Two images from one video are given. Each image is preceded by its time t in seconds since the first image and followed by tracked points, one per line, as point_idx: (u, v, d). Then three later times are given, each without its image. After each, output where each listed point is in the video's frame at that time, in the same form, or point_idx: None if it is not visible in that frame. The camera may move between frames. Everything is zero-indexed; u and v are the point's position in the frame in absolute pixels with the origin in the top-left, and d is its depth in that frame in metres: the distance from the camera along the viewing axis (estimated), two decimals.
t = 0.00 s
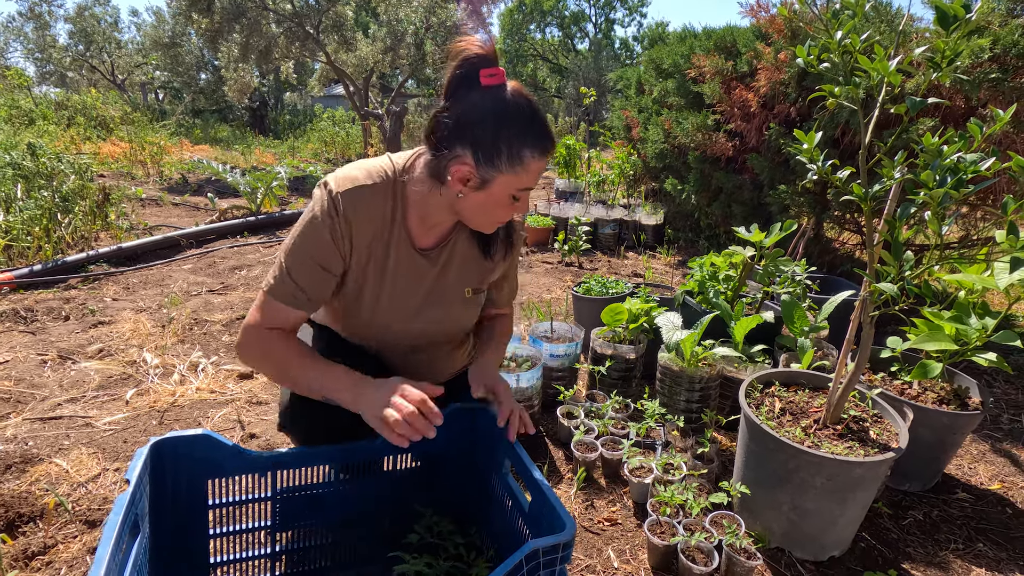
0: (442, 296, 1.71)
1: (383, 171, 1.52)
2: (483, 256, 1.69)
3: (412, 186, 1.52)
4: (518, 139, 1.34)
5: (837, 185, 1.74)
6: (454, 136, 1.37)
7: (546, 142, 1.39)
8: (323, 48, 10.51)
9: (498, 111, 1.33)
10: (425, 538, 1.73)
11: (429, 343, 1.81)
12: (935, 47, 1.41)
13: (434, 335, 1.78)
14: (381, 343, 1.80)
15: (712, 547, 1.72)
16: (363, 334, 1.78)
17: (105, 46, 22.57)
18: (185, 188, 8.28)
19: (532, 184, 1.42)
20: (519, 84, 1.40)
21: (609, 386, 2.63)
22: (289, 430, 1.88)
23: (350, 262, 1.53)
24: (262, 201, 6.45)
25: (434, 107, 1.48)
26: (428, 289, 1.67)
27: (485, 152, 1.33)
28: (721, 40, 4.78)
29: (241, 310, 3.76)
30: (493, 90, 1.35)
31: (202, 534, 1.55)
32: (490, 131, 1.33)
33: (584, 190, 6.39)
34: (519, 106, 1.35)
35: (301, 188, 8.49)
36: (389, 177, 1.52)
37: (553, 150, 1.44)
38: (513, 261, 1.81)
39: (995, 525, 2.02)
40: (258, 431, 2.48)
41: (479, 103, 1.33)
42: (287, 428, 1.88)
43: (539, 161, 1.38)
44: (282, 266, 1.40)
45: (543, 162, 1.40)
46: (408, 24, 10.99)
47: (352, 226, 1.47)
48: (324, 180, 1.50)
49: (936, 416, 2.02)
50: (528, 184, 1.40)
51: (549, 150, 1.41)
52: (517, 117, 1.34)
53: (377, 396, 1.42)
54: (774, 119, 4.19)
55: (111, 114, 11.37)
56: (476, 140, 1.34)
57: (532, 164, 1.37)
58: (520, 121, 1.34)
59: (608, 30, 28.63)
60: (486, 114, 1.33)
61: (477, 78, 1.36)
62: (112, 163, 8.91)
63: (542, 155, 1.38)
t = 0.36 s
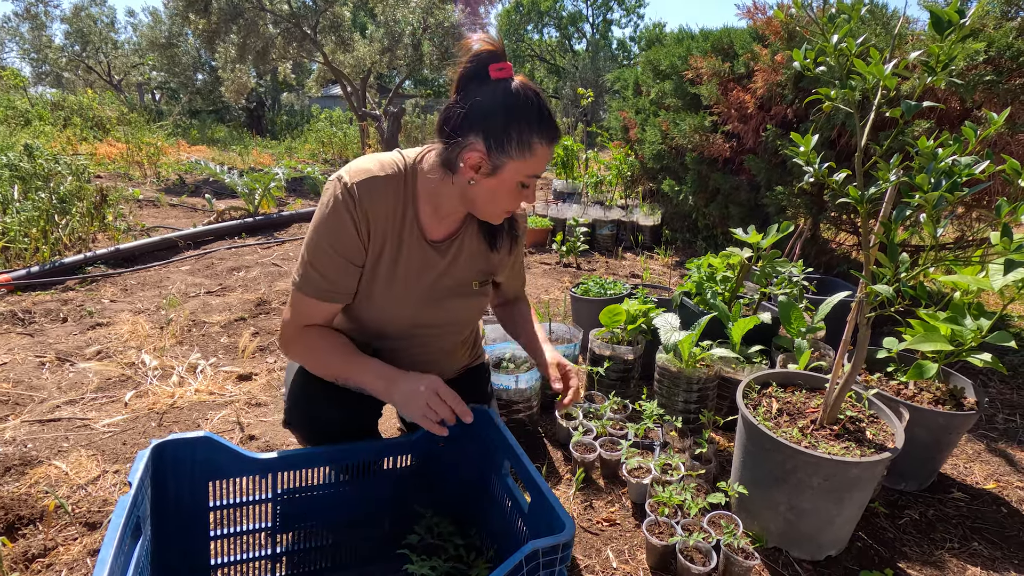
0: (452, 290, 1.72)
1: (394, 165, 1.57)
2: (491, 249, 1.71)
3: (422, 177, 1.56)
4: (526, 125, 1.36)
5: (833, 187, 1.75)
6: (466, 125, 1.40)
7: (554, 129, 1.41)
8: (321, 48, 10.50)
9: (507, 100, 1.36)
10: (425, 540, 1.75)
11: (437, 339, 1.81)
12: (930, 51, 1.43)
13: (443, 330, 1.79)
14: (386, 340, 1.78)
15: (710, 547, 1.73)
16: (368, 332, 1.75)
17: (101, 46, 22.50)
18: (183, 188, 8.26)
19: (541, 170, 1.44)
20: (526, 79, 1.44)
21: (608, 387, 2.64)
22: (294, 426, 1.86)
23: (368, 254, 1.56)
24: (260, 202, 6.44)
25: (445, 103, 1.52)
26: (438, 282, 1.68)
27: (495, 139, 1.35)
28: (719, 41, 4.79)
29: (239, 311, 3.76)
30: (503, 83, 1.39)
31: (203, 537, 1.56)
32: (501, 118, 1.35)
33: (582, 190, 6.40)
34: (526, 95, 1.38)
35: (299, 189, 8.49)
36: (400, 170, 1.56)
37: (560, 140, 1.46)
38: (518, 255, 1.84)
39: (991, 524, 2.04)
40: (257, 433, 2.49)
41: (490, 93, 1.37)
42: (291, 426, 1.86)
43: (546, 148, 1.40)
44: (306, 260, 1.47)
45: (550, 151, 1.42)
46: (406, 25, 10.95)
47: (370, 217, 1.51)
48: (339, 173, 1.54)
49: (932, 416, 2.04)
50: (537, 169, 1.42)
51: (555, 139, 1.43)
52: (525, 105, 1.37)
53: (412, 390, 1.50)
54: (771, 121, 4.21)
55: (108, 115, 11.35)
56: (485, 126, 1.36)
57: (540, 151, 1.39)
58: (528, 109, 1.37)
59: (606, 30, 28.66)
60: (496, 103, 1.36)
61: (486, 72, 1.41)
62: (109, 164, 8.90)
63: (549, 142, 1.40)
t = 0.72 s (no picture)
0: (457, 293, 1.72)
1: (409, 165, 1.58)
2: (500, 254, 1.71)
3: (435, 179, 1.57)
4: (542, 137, 1.36)
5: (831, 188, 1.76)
6: (483, 132, 1.40)
7: (569, 143, 1.41)
8: (319, 48, 10.49)
9: (526, 110, 1.36)
10: (424, 540, 1.75)
11: (440, 340, 1.81)
12: (926, 54, 1.43)
13: (447, 332, 1.80)
14: (390, 339, 1.79)
15: (708, 547, 1.74)
16: (372, 329, 1.76)
17: (99, 46, 22.47)
18: (181, 189, 8.26)
19: (554, 182, 1.43)
20: (546, 90, 1.45)
21: (607, 387, 2.65)
22: (291, 420, 1.86)
23: (376, 252, 1.57)
24: (259, 202, 6.44)
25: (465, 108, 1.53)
26: (443, 285, 1.68)
27: (510, 148, 1.36)
28: (717, 42, 4.80)
29: (238, 312, 3.76)
30: (524, 92, 1.39)
31: (202, 538, 1.56)
32: (517, 128, 1.35)
33: (580, 190, 6.41)
34: (544, 108, 1.38)
35: (298, 190, 8.49)
36: (414, 172, 1.57)
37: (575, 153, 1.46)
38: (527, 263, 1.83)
39: (988, 524, 2.04)
40: (256, 434, 2.49)
41: (509, 103, 1.37)
42: (287, 419, 1.86)
43: (561, 162, 1.40)
44: (315, 253, 1.49)
45: (565, 165, 1.42)
46: (405, 25, 10.91)
47: (380, 215, 1.52)
48: (353, 169, 1.56)
49: (930, 416, 2.04)
50: (551, 181, 1.42)
51: (571, 153, 1.43)
52: (543, 117, 1.37)
53: (400, 391, 1.42)
54: (769, 121, 4.22)
55: (106, 116, 11.35)
56: (500, 135, 1.37)
57: (554, 164, 1.39)
58: (545, 121, 1.37)
59: (605, 30, 28.69)
60: (513, 112, 1.36)
61: (507, 81, 1.42)
62: (107, 164, 8.89)
63: (564, 156, 1.40)
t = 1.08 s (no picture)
0: (456, 294, 1.72)
1: (408, 165, 1.58)
2: (500, 255, 1.71)
3: (434, 179, 1.56)
4: (542, 136, 1.35)
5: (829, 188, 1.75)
6: (483, 131, 1.40)
7: (569, 141, 1.40)
8: (318, 48, 10.48)
9: (526, 109, 1.36)
10: (423, 540, 1.74)
11: (439, 340, 1.81)
12: (924, 53, 1.43)
13: (447, 333, 1.80)
14: (390, 339, 1.79)
15: (707, 547, 1.74)
16: (372, 329, 1.76)
17: (97, 46, 22.44)
18: (179, 189, 8.25)
19: (553, 181, 1.43)
20: (545, 90, 1.45)
21: (606, 387, 2.65)
22: (291, 425, 1.86)
23: (376, 253, 1.57)
24: (258, 202, 6.43)
25: (464, 108, 1.52)
26: (443, 286, 1.68)
27: (510, 147, 1.36)
28: (716, 42, 4.80)
29: (236, 312, 3.75)
30: (523, 92, 1.39)
31: (200, 538, 1.55)
32: (516, 127, 1.35)
33: (579, 190, 6.42)
34: (544, 107, 1.38)
35: (296, 190, 8.49)
36: (413, 171, 1.57)
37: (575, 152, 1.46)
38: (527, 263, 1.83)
39: (986, 523, 2.05)
40: (255, 434, 2.49)
41: (509, 102, 1.37)
42: (286, 423, 1.87)
43: (560, 161, 1.40)
44: (315, 253, 1.49)
45: (564, 164, 1.42)
46: (403, 25, 10.90)
47: (379, 215, 1.52)
48: (352, 169, 1.56)
49: (929, 416, 2.04)
50: (550, 180, 1.41)
51: (571, 152, 1.43)
52: (543, 116, 1.37)
53: (410, 395, 1.44)
54: (767, 121, 4.22)
55: (104, 116, 11.34)
56: (500, 134, 1.37)
57: (554, 163, 1.38)
58: (545, 120, 1.37)
59: (603, 31, 28.72)
60: (513, 111, 1.36)
61: (507, 82, 1.42)
62: (105, 165, 8.86)
63: (564, 155, 1.40)
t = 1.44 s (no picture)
0: (455, 292, 1.73)
1: (401, 166, 1.57)
2: (496, 251, 1.73)
3: (428, 179, 1.56)
4: (532, 130, 1.35)
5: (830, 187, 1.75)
6: (473, 129, 1.41)
7: (560, 135, 1.40)
8: (317, 48, 10.47)
9: (515, 105, 1.36)
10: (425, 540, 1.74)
11: (438, 339, 1.82)
12: (925, 53, 1.43)
13: (446, 332, 1.81)
14: (389, 340, 1.79)
15: (709, 546, 1.74)
16: (370, 329, 1.75)
17: (96, 46, 22.42)
18: (178, 189, 8.24)
19: (546, 176, 1.43)
20: (536, 84, 1.44)
21: (606, 387, 2.65)
22: (294, 426, 1.85)
23: (375, 256, 1.56)
24: (257, 203, 6.43)
25: (455, 105, 1.52)
26: (441, 285, 1.69)
27: (501, 144, 1.36)
28: (716, 42, 4.81)
29: (236, 312, 3.75)
30: (512, 87, 1.38)
31: (202, 538, 1.55)
32: (506, 124, 1.35)
33: (579, 190, 6.42)
34: (533, 101, 1.38)
35: (295, 190, 8.48)
36: (406, 172, 1.56)
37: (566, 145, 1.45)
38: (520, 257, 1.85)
39: (986, 522, 2.05)
40: (256, 434, 2.49)
41: (497, 98, 1.37)
42: (288, 425, 1.87)
43: (553, 155, 1.39)
44: (314, 259, 1.47)
45: (557, 159, 1.42)
46: (403, 25, 10.90)
47: (376, 218, 1.51)
48: (345, 173, 1.55)
49: (929, 415, 2.05)
50: (543, 176, 1.42)
51: (563, 146, 1.43)
52: (532, 111, 1.37)
53: (448, 375, 1.55)
54: (767, 121, 4.23)
55: (103, 116, 11.32)
56: (491, 130, 1.37)
57: (546, 158, 1.38)
58: (535, 115, 1.37)
59: (603, 31, 28.73)
60: (503, 107, 1.36)
61: (496, 77, 1.41)
62: (104, 165, 8.85)
63: (555, 148, 1.40)
